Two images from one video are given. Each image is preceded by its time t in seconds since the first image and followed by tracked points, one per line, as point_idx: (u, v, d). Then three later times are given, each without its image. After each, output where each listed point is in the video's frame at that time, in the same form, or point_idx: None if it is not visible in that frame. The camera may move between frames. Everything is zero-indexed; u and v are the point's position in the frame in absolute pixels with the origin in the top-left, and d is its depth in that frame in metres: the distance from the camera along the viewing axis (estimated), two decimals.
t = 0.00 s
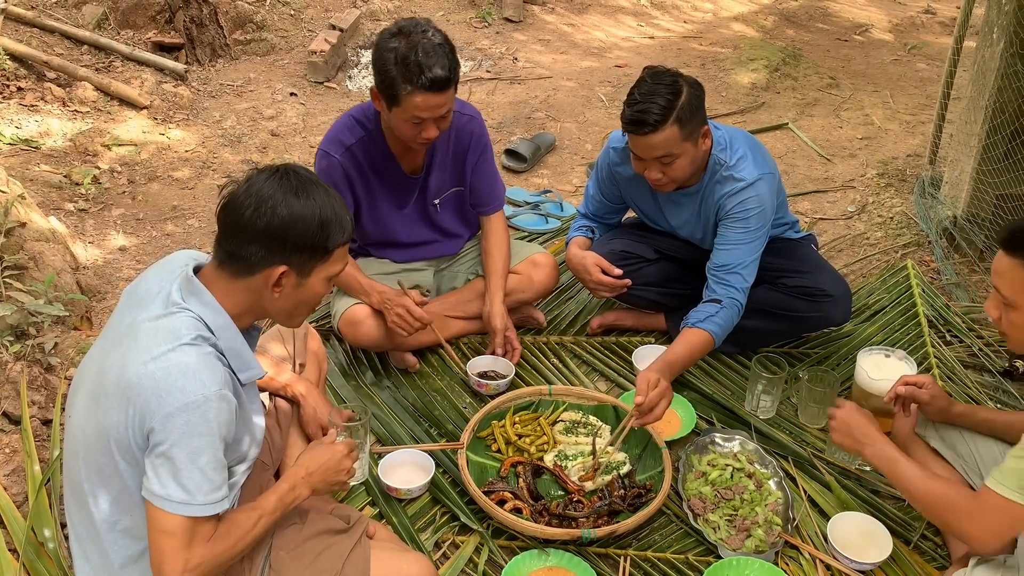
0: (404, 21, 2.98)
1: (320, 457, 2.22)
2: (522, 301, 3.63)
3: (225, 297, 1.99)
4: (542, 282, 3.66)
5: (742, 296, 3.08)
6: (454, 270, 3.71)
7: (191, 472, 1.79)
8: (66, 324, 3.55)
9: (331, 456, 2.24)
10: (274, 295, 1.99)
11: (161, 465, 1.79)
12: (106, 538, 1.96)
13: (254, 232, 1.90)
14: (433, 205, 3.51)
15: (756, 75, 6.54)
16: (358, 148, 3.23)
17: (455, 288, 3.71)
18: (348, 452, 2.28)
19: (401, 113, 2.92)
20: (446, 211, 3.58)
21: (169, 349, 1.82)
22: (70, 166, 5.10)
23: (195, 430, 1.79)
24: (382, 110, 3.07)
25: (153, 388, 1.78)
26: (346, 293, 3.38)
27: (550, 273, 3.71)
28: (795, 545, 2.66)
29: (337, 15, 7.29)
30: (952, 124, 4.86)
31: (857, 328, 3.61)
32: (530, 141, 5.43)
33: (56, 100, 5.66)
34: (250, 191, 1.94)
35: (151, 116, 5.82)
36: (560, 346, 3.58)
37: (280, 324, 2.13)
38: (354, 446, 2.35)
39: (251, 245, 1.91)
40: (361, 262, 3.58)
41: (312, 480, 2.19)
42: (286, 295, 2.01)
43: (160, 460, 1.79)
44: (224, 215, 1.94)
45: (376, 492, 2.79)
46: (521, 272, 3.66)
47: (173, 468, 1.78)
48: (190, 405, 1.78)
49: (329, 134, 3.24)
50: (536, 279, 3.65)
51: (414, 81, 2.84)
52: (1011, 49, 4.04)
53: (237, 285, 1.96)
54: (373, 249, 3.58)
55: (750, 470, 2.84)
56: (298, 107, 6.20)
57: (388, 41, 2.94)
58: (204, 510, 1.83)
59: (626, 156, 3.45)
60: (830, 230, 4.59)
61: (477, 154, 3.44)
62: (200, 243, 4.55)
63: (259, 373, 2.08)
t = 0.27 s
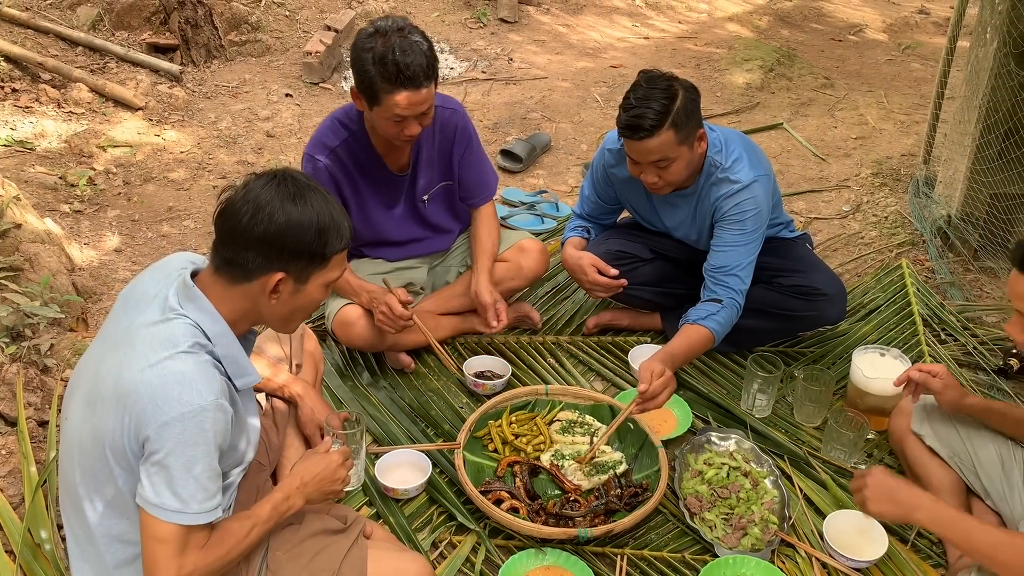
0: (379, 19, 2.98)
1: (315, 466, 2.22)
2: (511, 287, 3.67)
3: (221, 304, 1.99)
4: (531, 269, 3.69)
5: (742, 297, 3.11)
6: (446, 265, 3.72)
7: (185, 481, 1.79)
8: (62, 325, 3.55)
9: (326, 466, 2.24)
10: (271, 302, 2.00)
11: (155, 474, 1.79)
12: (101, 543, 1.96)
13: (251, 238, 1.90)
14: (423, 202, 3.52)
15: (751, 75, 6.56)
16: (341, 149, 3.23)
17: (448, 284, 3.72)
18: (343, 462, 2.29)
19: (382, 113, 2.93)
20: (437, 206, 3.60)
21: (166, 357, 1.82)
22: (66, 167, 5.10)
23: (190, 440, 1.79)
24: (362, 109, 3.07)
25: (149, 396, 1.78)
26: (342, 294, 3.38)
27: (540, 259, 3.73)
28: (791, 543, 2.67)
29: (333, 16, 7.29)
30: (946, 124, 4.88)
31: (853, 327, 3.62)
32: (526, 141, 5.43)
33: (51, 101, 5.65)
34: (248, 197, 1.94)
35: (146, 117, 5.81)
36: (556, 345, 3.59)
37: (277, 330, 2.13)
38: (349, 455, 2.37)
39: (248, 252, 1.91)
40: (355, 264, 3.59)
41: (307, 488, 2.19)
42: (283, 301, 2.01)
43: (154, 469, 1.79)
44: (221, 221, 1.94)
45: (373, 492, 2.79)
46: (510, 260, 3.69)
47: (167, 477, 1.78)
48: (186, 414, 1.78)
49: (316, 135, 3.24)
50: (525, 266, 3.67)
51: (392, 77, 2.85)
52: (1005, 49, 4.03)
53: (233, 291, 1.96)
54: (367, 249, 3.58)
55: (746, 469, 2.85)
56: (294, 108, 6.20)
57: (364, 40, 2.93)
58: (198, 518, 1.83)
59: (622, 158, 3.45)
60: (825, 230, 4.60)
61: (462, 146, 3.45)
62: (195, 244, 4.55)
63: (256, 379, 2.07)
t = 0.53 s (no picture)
0: (379, 26, 2.96)
1: (312, 469, 2.23)
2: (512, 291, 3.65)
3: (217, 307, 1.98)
4: (529, 271, 3.66)
5: (729, 288, 3.05)
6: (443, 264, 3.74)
7: (180, 486, 1.79)
8: (58, 324, 3.55)
9: (323, 469, 2.24)
10: (264, 305, 1.99)
11: (149, 479, 1.79)
12: (96, 545, 1.96)
13: (245, 242, 1.90)
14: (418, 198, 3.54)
15: (746, 73, 6.58)
16: (336, 149, 3.24)
17: (445, 283, 3.73)
18: (340, 465, 2.30)
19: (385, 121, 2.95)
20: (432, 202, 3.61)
21: (162, 362, 1.82)
22: (61, 166, 5.09)
23: (185, 445, 1.79)
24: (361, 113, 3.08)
25: (144, 401, 1.78)
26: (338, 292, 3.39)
27: (538, 261, 3.70)
28: (787, 540, 2.69)
29: (328, 15, 7.28)
30: (941, 122, 4.90)
31: (848, 325, 3.63)
32: (522, 140, 5.44)
33: (47, 100, 5.64)
34: (244, 199, 1.95)
35: (142, 116, 5.80)
36: (553, 343, 3.60)
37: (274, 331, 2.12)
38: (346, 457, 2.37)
39: (241, 256, 1.92)
40: (350, 262, 3.56)
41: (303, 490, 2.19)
42: (278, 305, 2.01)
43: (149, 473, 1.79)
44: (218, 223, 1.95)
45: (369, 489, 2.80)
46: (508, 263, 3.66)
47: (162, 482, 1.78)
48: (181, 420, 1.78)
49: (309, 136, 3.24)
50: (524, 268, 3.65)
51: (398, 92, 2.86)
52: (999, 46, 4.04)
53: (229, 294, 1.96)
54: (363, 247, 3.56)
55: (742, 465, 2.86)
56: (290, 106, 6.19)
57: (365, 49, 2.92)
58: (192, 523, 1.83)
59: (617, 155, 3.46)
60: (820, 227, 4.62)
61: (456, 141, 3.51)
62: (191, 243, 4.55)
63: (251, 382, 2.08)
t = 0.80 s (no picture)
0: (381, 21, 2.95)
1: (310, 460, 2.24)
2: (510, 288, 3.63)
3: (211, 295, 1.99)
4: (528, 270, 3.64)
5: (724, 280, 3.05)
6: (440, 258, 3.71)
7: (173, 475, 1.79)
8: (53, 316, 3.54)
9: (319, 461, 2.26)
10: (261, 294, 2.00)
11: (143, 468, 1.79)
12: (91, 532, 1.97)
13: (241, 230, 1.90)
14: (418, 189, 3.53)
15: (742, 64, 6.58)
16: (333, 139, 3.24)
17: (442, 276, 3.70)
18: (337, 456, 2.32)
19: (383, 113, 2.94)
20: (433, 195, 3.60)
21: (156, 352, 1.81)
22: (56, 159, 5.08)
23: (179, 435, 1.79)
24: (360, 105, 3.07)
25: (138, 390, 1.77)
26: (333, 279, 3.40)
27: (537, 260, 3.69)
28: (782, 527, 2.70)
29: (323, 7, 7.26)
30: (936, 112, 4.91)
31: (843, 314, 3.64)
32: (518, 131, 5.43)
33: (41, 93, 5.62)
34: (241, 187, 1.94)
35: (137, 108, 5.78)
36: (548, 334, 3.60)
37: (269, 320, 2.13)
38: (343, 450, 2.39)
39: (237, 243, 1.91)
40: (347, 251, 3.57)
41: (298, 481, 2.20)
42: (272, 294, 2.02)
43: (143, 462, 1.79)
44: (213, 210, 1.94)
45: (365, 478, 2.80)
46: (507, 260, 3.65)
47: (156, 472, 1.78)
48: (175, 410, 1.77)
49: (307, 126, 3.24)
50: (523, 266, 3.63)
51: (398, 86, 2.85)
52: (993, 35, 4.04)
53: (223, 282, 1.96)
54: (361, 237, 3.57)
55: (736, 453, 2.87)
56: (285, 99, 6.17)
57: (367, 45, 2.90)
58: (187, 512, 1.83)
59: (610, 145, 3.46)
60: (815, 218, 4.62)
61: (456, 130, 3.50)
62: (187, 235, 4.54)
63: (246, 372, 2.07)
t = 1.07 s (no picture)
0: (386, 4, 2.95)
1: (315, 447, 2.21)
2: (507, 277, 3.65)
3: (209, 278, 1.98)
4: (527, 258, 3.68)
5: (715, 269, 3.05)
6: (437, 246, 3.71)
7: (169, 452, 1.78)
8: (49, 305, 3.53)
9: (325, 448, 2.23)
10: (263, 268, 1.99)
11: (138, 444, 1.77)
12: (89, 513, 1.96)
13: (246, 205, 1.90)
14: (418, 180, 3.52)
15: (738, 51, 6.56)
16: (335, 126, 3.21)
17: (439, 265, 3.72)
18: (342, 444, 2.28)
19: (377, 97, 2.91)
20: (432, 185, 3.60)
21: (155, 328, 1.82)
22: (50, 148, 5.05)
23: (176, 410, 1.78)
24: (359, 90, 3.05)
25: (137, 365, 1.78)
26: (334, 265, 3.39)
27: (535, 249, 3.73)
28: (778, 511, 2.71)
29: None
30: (932, 98, 4.90)
31: (839, 300, 3.64)
32: (514, 119, 5.42)
33: (35, 82, 5.59)
34: (239, 164, 1.94)
35: (131, 98, 5.75)
36: (545, 321, 3.61)
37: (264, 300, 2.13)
38: (349, 434, 2.35)
39: (243, 218, 1.90)
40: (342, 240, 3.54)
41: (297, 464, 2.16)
42: (273, 268, 2.01)
43: (138, 438, 1.78)
44: (211, 188, 1.93)
45: (363, 465, 2.80)
46: (506, 249, 3.66)
47: (152, 447, 1.77)
48: (173, 385, 1.77)
49: (309, 113, 3.21)
50: (521, 255, 3.66)
51: (391, 68, 2.82)
52: (990, 19, 4.03)
53: (223, 260, 1.95)
54: (356, 225, 3.54)
55: (733, 439, 2.89)
56: (280, 87, 6.14)
57: (370, 25, 2.90)
58: (182, 490, 1.82)
59: (607, 131, 3.45)
60: (812, 204, 4.62)
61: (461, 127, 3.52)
62: (183, 224, 4.52)
63: (244, 355, 2.07)
